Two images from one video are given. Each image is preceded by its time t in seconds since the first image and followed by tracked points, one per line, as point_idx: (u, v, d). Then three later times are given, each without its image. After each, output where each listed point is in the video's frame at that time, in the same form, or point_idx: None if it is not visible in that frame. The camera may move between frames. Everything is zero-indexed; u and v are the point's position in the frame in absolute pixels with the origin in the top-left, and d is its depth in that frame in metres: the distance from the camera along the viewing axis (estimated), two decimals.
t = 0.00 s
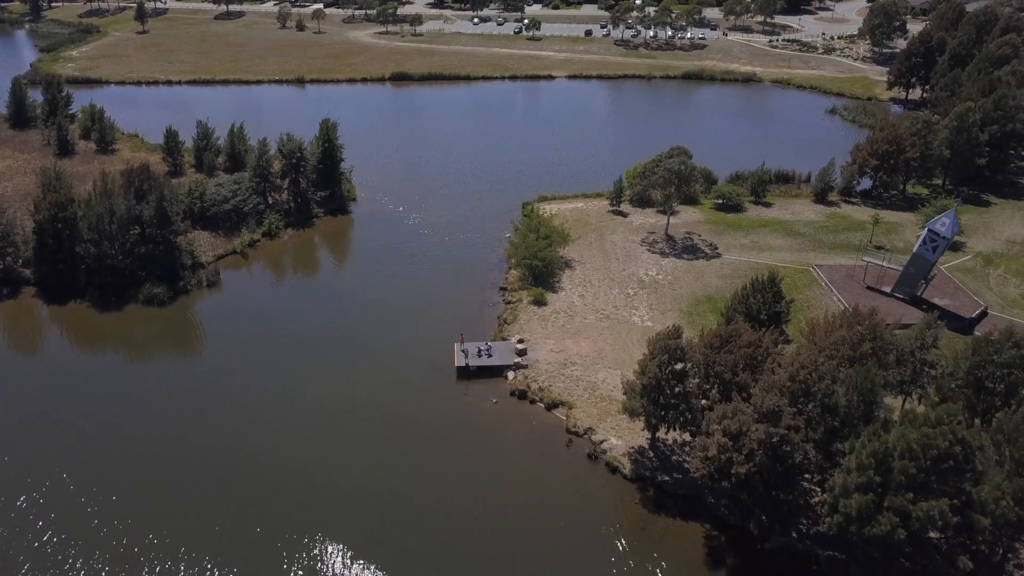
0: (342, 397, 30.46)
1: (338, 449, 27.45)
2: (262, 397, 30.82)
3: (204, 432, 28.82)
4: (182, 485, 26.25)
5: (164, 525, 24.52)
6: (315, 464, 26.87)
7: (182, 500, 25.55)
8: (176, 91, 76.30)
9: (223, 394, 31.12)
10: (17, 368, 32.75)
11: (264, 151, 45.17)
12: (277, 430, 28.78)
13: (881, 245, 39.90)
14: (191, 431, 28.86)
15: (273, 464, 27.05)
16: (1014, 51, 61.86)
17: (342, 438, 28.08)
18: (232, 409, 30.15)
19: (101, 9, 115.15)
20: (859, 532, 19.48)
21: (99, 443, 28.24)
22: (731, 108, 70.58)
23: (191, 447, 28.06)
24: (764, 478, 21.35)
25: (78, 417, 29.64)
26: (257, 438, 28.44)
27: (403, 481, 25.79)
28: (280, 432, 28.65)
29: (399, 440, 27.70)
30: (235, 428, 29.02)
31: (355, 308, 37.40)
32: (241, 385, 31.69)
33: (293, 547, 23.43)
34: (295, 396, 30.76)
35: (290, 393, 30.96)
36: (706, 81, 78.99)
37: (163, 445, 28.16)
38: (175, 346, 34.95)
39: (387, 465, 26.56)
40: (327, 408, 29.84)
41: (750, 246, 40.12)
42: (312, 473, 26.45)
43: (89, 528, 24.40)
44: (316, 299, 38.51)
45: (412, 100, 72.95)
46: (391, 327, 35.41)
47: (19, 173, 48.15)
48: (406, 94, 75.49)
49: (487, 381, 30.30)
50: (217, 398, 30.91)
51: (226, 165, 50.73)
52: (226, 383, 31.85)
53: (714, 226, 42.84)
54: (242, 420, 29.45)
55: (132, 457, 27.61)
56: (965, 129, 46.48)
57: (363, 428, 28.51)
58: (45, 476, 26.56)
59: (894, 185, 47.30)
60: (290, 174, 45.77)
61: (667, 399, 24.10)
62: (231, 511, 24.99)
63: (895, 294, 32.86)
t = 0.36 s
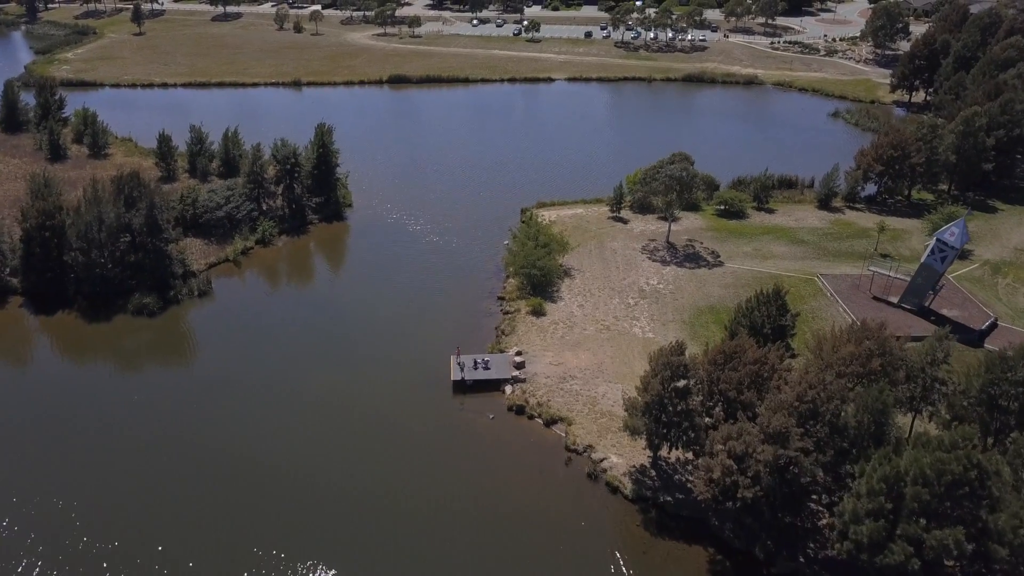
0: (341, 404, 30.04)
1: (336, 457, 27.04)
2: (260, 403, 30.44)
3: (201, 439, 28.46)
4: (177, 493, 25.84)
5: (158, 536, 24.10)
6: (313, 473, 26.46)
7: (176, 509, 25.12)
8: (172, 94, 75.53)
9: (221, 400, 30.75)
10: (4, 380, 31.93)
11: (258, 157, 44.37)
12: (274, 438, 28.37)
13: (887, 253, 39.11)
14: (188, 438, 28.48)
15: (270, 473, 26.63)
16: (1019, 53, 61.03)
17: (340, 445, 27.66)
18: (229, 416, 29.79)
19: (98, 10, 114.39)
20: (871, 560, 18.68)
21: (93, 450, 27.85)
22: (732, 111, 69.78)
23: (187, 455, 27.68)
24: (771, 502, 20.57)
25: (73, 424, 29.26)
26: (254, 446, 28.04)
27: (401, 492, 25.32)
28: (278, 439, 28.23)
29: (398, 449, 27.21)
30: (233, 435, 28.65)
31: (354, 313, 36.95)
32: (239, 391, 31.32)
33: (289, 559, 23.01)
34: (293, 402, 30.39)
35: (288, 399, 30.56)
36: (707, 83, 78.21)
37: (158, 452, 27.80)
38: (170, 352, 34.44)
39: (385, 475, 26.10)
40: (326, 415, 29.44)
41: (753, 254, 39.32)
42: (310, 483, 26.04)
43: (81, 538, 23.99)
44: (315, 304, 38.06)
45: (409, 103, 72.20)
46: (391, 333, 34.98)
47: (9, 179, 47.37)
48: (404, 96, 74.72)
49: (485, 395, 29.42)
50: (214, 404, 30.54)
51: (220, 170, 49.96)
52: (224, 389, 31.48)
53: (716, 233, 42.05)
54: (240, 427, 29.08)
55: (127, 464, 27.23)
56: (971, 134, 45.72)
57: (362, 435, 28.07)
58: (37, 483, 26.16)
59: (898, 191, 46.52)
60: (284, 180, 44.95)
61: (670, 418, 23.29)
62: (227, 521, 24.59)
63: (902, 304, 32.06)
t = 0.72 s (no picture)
0: (340, 409, 29.61)
1: (334, 464, 26.59)
2: (258, 407, 30.05)
3: (197, 444, 28.07)
4: (172, 500, 25.45)
5: (151, 545, 23.70)
6: (310, 480, 26.01)
7: (171, 517, 24.74)
8: (167, 96, 74.70)
9: (219, 405, 30.35)
10: None
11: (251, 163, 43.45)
12: (272, 443, 27.97)
13: (894, 262, 38.19)
14: (184, 443, 28.08)
15: (266, 479, 26.22)
16: None
17: (338, 452, 27.20)
18: (227, 420, 29.40)
19: (94, 12, 113.59)
20: None
21: (87, 455, 27.46)
22: (734, 114, 68.91)
23: (183, 461, 27.27)
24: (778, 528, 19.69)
25: (67, 430, 28.87)
26: (251, 451, 27.64)
27: (399, 501, 24.81)
28: (275, 445, 27.84)
29: (397, 457, 26.70)
30: (229, 440, 28.25)
31: (354, 317, 36.49)
32: (237, 395, 30.91)
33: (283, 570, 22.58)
34: (291, 407, 29.95)
35: (287, 404, 30.14)
36: (709, 86, 77.38)
37: (154, 458, 27.39)
38: (163, 359, 33.82)
39: (382, 484, 25.59)
40: (325, 420, 29.01)
41: (756, 263, 38.45)
42: (306, 489, 25.61)
43: (73, 547, 23.61)
44: (314, 308, 37.55)
45: (407, 106, 71.38)
46: (391, 337, 34.50)
47: None
48: (401, 99, 73.90)
49: (481, 410, 28.44)
50: (212, 408, 30.15)
51: (213, 176, 49.09)
52: (221, 393, 31.08)
53: (718, 241, 41.16)
54: (237, 432, 28.65)
55: (122, 470, 26.84)
56: (978, 139, 44.87)
57: (360, 442, 27.58)
58: (30, 489, 25.77)
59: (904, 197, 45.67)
60: (277, 187, 44.03)
61: (672, 439, 22.36)
62: (221, 529, 24.20)
63: (911, 316, 31.13)
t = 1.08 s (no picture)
0: (341, 413, 29.48)
1: (336, 465, 26.64)
2: (259, 410, 29.96)
3: (198, 447, 28.00)
4: (171, 503, 25.36)
5: (149, 549, 23.58)
6: (310, 483, 25.88)
7: (169, 520, 24.62)
8: (161, 99, 73.80)
9: (219, 406, 30.26)
10: None
11: (242, 169, 42.44)
12: (273, 446, 27.90)
13: (901, 272, 37.27)
14: (184, 446, 28.01)
15: (266, 482, 26.12)
16: None
17: (339, 456, 27.08)
18: (228, 422, 29.32)
19: (89, 13, 112.55)
20: None
21: (87, 459, 27.38)
22: (735, 117, 67.98)
23: (182, 463, 27.18)
24: (786, 559, 18.79)
25: (66, 433, 28.79)
26: (251, 454, 27.54)
27: (399, 505, 24.60)
28: (276, 448, 27.76)
29: (397, 462, 26.49)
30: (230, 442, 28.23)
31: (355, 320, 36.31)
32: (239, 397, 30.81)
33: (282, 575, 22.47)
34: (292, 410, 29.85)
35: (288, 406, 30.05)
36: (709, 88, 76.47)
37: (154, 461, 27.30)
38: (155, 369, 33.14)
39: (382, 490, 25.34)
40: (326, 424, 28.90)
41: (760, 273, 37.54)
42: (306, 493, 25.49)
43: (71, 550, 23.54)
44: (314, 311, 37.30)
45: (404, 109, 70.49)
46: (392, 341, 34.33)
47: None
48: (399, 102, 72.98)
49: (477, 429, 27.45)
50: (212, 410, 30.07)
51: (205, 182, 48.17)
52: (222, 395, 31.01)
53: (721, 249, 40.21)
54: (238, 435, 28.57)
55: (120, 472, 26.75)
56: (986, 145, 43.85)
57: (362, 443, 27.60)
58: (28, 492, 25.70)
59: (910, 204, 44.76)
60: (269, 194, 43.03)
61: (675, 463, 21.38)
62: (221, 532, 24.11)
63: (920, 330, 30.16)
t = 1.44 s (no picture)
0: (340, 417, 29.33)
1: (335, 468, 26.58)
2: (258, 413, 29.88)
3: (196, 451, 27.98)
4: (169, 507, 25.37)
5: (146, 556, 23.58)
6: (308, 488, 25.81)
7: (167, 526, 24.62)
8: (155, 102, 72.85)
9: (218, 409, 30.19)
10: None
11: (233, 176, 41.39)
12: (272, 449, 27.83)
13: (908, 282, 36.34)
14: (183, 449, 28.03)
15: (264, 486, 26.06)
16: None
17: (337, 460, 26.95)
18: (227, 425, 29.25)
19: (84, 14, 111.60)
20: None
21: (85, 465, 27.40)
22: (736, 120, 67.05)
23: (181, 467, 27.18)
24: None
25: (65, 438, 28.80)
26: (249, 458, 27.46)
27: (397, 510, 24.42)
28: (274, 452, 27.67)
29: (396, 467, 26.26)
30: (229, 444, 28.24)
31: (355, 323, 36.06)
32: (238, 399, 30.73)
33: None
34: (292, 413, 29.75)
35: (287, 409, 29.94)
36: (710, 91, 75.54)
37: (152, 466, 27.29)
38: (146, 378, 32.45)
39: (381, 496, 25.06)
40: (326, 427, 28.76)
41: (764, 283, 36.59)
42: (304, 498, 25.41)
43: (69, 556, 23.61)
44: (312, 315, 37.00)
45: (402, 112, 69.59)
46: (391, 344, 34.09)
47: None
48: (396, 105, 72.08)
49: (471, 449, 26.42)
50: (212, 412, 30.02)
51: (196, 188, 47.24)
52: (222, 397, 30.95)
53: (724, 259, 39.26)
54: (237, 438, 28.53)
55: (118, 478, 26.77)
56: (994, 150, 42.88)
57: (361, 446, 27.51)
58: (26, 498, 25.75)
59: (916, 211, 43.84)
60: (261, 202, 41.99)
61: (677, 490, 20.47)
62: (218, 537, 24.11)
63: (930, 344, 29.19)
